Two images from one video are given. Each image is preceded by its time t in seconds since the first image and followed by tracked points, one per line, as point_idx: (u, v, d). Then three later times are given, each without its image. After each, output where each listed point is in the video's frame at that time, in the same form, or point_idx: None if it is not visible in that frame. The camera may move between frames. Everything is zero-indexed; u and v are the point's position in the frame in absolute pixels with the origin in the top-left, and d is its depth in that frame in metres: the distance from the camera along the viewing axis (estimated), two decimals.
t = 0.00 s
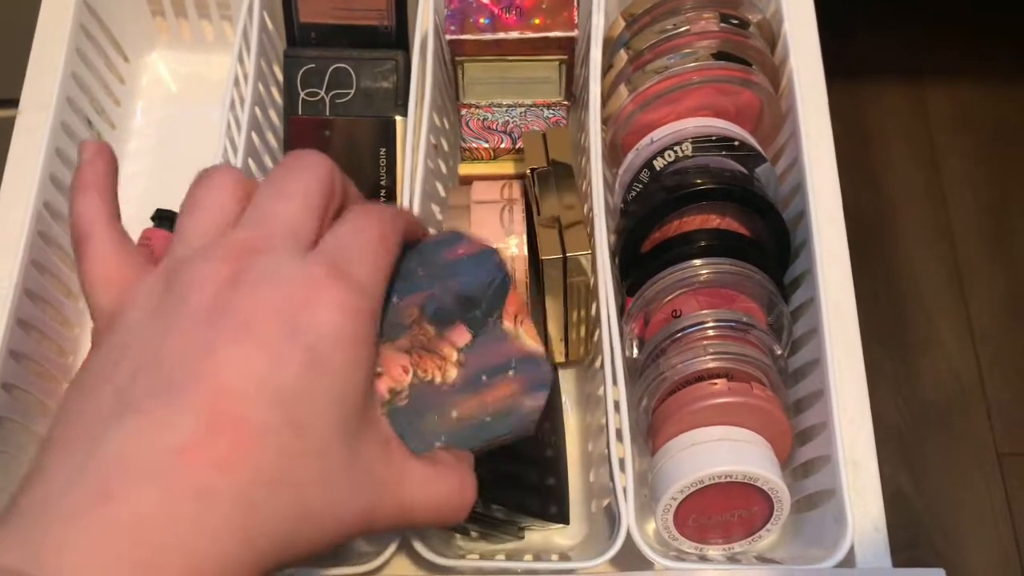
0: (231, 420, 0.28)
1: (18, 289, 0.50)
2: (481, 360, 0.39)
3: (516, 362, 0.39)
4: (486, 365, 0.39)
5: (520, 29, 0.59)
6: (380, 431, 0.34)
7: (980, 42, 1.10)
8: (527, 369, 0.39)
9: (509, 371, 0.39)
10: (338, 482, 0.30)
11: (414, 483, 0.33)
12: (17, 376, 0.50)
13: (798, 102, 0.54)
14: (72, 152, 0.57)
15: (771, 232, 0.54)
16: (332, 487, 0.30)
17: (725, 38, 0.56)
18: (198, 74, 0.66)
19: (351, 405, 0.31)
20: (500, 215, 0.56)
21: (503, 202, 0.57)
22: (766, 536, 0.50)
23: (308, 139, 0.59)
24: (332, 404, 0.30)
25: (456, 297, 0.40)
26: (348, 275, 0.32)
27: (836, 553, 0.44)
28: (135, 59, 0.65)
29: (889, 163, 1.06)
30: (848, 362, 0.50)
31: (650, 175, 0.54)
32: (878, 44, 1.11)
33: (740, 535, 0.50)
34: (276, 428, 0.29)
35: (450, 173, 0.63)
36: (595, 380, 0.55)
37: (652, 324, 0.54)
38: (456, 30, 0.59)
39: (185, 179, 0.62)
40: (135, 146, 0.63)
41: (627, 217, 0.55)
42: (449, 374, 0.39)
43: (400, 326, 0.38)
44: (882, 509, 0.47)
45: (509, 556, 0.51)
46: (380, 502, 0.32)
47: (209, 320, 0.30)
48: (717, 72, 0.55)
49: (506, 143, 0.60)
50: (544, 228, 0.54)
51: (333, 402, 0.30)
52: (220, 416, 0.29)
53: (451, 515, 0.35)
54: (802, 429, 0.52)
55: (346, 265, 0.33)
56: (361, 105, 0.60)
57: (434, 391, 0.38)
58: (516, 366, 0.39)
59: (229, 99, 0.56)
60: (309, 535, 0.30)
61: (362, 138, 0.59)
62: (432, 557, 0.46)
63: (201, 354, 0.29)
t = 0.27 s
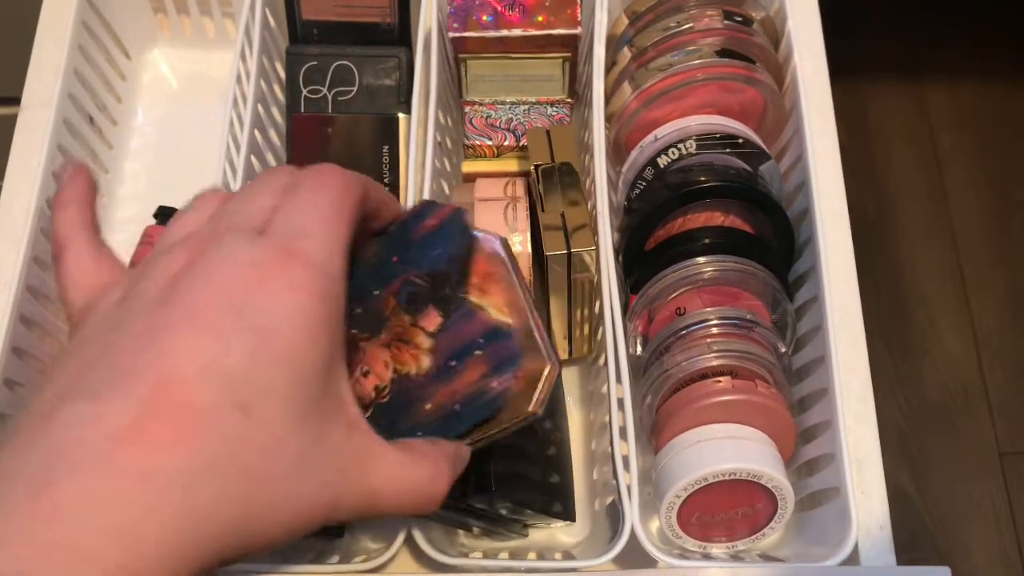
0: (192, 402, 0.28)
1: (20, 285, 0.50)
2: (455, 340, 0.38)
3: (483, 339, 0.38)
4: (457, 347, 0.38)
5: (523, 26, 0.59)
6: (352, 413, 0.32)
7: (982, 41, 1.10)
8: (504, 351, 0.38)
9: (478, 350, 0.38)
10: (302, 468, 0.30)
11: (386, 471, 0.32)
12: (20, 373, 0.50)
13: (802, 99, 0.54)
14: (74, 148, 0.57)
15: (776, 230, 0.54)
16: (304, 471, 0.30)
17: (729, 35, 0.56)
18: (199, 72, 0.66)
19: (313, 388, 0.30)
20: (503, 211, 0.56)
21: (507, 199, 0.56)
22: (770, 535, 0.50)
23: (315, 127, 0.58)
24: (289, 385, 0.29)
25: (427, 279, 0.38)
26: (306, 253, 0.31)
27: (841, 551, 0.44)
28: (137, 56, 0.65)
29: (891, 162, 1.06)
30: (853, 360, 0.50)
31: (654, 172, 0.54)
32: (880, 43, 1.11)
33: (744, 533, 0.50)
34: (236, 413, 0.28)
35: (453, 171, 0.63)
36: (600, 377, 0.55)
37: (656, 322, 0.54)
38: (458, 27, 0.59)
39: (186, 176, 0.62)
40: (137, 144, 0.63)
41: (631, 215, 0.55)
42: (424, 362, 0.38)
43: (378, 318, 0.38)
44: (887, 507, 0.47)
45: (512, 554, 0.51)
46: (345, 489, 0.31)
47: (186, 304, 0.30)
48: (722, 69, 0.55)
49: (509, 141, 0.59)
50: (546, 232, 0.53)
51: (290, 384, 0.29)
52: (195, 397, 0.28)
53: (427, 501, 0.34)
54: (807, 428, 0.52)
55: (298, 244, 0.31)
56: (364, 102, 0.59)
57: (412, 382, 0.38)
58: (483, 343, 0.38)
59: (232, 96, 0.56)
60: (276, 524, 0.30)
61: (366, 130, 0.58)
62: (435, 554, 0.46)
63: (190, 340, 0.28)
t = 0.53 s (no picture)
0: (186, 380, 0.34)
1: (24, 282, 0.50)
2: (383, 313, 0.36)
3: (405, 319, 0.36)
4: (383, 322, 0.36)
5: (525, 25, 0.59)
6: (271, 386, 0.37)
7: (984, 41, 1.10)
8: (421, 325, 0.36)
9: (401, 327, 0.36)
10: (189, 443, 0.34)
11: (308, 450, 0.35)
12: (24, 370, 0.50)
13: (804, 98, 0.54)
14: (77, 146, 0.57)
15: (778, 228, 0.54)
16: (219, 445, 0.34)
17: (731, 34, 0.56)
18: (203, 70, 0.66)
19: (205, 365, 0.35)
20: (506, 210, 0.56)
21: (509, 197, 0.56)
22: (771, 532, 0.50)
23: (318, 123, 0.58)
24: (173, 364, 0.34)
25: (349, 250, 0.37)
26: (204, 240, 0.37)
27: (843, 549, 0.44)
28: (140, 54, 0.65)
29: (892, 161, 1.06)
30: (855, 359, 0.50)
31: (656, 170, 0.54)
32: (882, 42, 1.11)
33: (746, 530, 0.50)
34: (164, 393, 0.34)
35: (455, 169, 0.63)
36: (602, 374, 0.55)
37: (658, 320, 0.54)
38: (462, 26, 0.59)
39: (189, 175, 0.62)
40: (140, 141, 0.63)
41: (633, 213, 0.55)
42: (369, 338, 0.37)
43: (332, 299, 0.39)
44: (888, 505, 0.47)
45: (515, 551, 0.51)
46: (255, 465, 0.35)
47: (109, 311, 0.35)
48: (724, 68, 0.55)
49: (512, 139, 0.60)
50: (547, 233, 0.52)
51: (178, 369, 0.34)
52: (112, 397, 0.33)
53: (370, 480, 0.36)
54: (808, 426, 0.52)
55: (204, 232, 0.37)
56: (367, 101, 0.60)
57: (367, 359, 0.37)
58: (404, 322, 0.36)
59: (235, 95, 0.56)
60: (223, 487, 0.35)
61: (368, 127, 0.58)
62: (437, 550, 0.47)
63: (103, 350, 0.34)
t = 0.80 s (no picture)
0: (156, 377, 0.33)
1: (25, 280, 0.50)
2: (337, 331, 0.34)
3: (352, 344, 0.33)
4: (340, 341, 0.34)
5: (526, 24, 0.59)
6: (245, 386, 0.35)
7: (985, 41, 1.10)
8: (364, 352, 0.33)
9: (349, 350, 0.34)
10: (164, 441, 0.33)
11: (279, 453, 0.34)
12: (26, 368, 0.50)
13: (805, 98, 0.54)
14: (79, 144, 0.57)
15: (779, 228, 0.54)
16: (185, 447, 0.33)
17: (732, 34, 0.56)
18: (204, 69, 0.66)
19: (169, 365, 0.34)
20: (507, 208, 0.56)
21: (511, 196, 0.56)
22: (771, 531, 0.51)
23: (319, 122, 0.58)
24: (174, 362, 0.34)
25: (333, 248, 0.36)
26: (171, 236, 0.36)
27: (842, 547, 0.44)
28: (142, 53, 0.65)
29: (892, 161, 1.06)
30: (856, 358, 0.50)
31: (657, 169, 0.54)
32: (882, 43, 1.11)
33: (746, 529, 0.51)
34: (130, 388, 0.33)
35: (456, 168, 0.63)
36: (603, 372, 0.55)
37: (658, 319, 0.54)
38: (463, 25, 0.59)
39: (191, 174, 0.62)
40: (141, 140, 0.63)
41: (634, 212, 0.55)
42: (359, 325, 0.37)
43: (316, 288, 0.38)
44: (888, 504, 0.47)
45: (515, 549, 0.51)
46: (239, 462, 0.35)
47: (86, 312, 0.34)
48: (724, 67, 0.55)
49: (513, 138, 0.60)
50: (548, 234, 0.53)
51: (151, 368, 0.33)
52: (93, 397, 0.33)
53: (335, 485, 0.34)
54: (808, 425, 0.52)
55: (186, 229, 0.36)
56: (368, 100, 0.60)
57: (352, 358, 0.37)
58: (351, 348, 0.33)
59: (237, 94, 0.56)
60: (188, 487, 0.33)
61: (370, 127, 0.58)
62: (437, 547, 0.47)
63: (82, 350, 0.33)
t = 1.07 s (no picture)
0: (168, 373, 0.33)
1: (27, 280, 0.50)
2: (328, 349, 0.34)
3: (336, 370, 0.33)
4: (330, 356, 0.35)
5: (526, 25, 0.60)
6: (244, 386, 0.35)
7: (985, 42, 1.11)
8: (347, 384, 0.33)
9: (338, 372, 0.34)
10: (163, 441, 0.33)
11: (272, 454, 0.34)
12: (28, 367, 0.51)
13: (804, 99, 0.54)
14: (81, 144, 0.57)
15: (778, 229, 0.54)
16: (175, 445, 0.32)
17: (732, 35, 0.56)
18: (206, 70, 0.66)
19: (161, 364, 0.33)
20: (508, 209, 0.56)
21: (512, 196, 0.56)
22: (770, 531, 0.51)
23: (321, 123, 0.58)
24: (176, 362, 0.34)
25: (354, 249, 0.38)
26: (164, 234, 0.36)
27: (841, 547, 0.45)
28: (143, 54, 0.65)
29: (892, 162, 1.06)
30: (855, 359, 0.50)
31: (657, 170, 0.55)
32: (882, 44, 1.11)
33: (745, 529, 0.51)
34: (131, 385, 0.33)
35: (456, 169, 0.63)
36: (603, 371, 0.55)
37: (658, 319, 0.54)
38: (464, 26, 0.59)
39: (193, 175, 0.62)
40: (143, 140, 0.64)
41: (634, 213, 0.55)
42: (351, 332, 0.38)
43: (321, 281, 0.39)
44: (887, 504, 0.47)
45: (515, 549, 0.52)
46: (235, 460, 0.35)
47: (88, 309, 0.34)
48: (724, 69, 0.55)
49: (513, 139, 0.60)
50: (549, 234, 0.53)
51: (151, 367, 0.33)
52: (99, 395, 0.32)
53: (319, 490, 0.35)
54: (807, 425, 0.52)
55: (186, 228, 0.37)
56: (369, 101, 0.60)
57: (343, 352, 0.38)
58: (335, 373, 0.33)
59: (238, 95, 0.56)
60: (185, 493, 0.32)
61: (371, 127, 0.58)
62: (438, 547, 0.47)
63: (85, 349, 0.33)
